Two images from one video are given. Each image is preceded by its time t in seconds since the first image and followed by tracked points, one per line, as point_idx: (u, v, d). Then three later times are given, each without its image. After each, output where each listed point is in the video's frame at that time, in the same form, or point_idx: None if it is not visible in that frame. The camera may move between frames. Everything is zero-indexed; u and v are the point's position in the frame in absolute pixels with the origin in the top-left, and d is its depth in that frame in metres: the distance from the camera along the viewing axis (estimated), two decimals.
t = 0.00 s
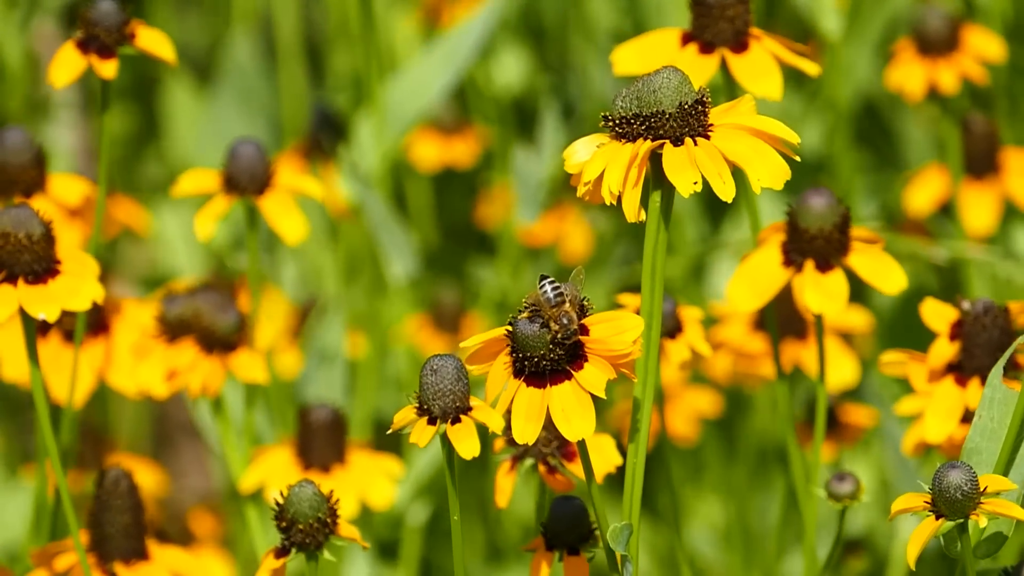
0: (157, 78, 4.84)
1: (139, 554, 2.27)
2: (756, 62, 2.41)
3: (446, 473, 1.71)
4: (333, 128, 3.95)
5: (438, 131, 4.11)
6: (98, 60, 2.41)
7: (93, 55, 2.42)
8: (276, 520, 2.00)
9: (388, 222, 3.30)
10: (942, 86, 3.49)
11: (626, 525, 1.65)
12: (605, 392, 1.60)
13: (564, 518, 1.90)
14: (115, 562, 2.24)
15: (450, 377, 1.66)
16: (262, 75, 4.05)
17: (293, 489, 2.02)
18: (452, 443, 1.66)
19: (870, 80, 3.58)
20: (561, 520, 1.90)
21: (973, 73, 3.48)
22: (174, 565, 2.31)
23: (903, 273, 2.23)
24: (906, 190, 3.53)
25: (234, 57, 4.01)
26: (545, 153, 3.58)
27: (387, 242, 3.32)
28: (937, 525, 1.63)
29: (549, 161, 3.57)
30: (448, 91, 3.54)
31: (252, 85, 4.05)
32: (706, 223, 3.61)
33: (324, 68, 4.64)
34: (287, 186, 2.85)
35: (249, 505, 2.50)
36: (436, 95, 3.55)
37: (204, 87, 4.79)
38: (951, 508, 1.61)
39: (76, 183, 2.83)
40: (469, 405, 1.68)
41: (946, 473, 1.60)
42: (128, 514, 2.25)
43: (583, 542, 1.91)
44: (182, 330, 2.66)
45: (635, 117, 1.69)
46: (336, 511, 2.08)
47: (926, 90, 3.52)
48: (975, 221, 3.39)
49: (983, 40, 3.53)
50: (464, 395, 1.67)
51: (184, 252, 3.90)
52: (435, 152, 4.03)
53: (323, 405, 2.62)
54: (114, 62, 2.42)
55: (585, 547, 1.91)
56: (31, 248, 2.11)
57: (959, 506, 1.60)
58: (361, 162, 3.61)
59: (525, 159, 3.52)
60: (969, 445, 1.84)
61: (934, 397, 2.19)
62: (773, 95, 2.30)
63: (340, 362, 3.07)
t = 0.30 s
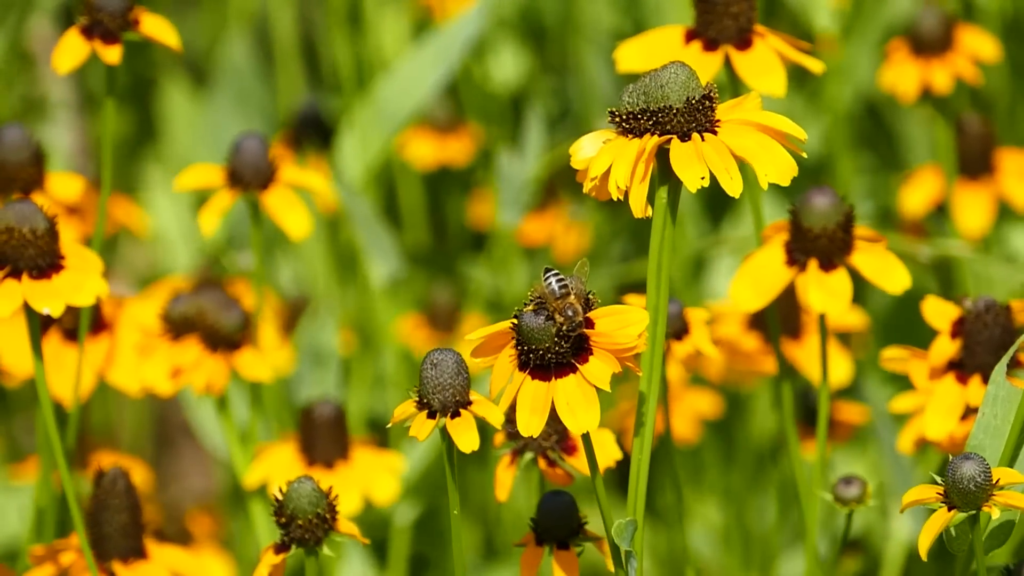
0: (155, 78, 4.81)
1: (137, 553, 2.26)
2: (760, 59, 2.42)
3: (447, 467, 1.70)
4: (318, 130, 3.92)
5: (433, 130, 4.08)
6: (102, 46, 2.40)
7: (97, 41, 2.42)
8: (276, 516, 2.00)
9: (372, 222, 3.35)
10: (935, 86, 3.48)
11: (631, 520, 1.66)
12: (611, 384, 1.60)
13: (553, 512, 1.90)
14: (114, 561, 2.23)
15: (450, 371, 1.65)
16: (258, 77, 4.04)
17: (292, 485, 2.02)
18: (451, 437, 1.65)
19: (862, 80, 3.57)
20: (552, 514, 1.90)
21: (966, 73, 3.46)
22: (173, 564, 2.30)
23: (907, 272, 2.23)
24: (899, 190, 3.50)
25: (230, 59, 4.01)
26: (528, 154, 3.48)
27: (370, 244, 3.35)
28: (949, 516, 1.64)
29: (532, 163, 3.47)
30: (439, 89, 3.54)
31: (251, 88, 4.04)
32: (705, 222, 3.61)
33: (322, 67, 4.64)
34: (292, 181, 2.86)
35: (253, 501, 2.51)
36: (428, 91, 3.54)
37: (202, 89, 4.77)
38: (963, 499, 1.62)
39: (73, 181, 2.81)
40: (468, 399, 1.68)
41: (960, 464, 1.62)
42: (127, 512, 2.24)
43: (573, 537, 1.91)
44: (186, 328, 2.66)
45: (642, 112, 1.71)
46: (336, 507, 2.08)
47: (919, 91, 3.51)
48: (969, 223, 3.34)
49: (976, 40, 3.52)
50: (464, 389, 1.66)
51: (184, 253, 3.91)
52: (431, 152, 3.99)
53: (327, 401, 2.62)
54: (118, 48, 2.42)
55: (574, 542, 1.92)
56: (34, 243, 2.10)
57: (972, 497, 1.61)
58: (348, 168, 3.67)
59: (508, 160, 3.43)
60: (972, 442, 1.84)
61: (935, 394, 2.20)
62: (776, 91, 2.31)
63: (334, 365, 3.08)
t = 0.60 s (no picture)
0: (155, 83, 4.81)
1: (136, 548, 2.25)
2: (762, 55, 2.42)
3: (448, 454, 1.70)
4: (299, 135, 3.90)
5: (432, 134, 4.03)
6: (91, 35, 2.36)
7: (85, 30, 2.38)
8: (276, 513, 2.00)
9: (356, 227, 3.40)
10: (930, 90, 3.47)
11: (634, 518, 1.66)
12: (614, 379, 1.61)
13: (551, 510, 1.90)
14: (113, 556, 2.22)
15: (450, 360, 1.65)
16: (254, 81, 4.04)
17: (291, 482, 2.03)
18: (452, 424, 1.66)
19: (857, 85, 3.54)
20: (552, 511, 1.90)
21: (962, 77, 3.45)
22: (173, 560, 2.27)
23: (906, 272, 2.25)
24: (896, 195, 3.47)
25: (229, 64, 4.01)
26: (508, 155, 3.49)
27: (357, 247, 3.40)
28: (965, 512, 1.64)
29: (512, 165, 3.48)
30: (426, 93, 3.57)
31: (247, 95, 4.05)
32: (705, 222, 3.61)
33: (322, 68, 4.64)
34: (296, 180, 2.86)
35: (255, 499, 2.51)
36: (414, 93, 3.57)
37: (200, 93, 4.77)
38: (979, 496, 1.62)
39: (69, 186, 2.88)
40: (469, 387, 1.68)
41: (977, 460, 1.62)
42: (126, 507, 2.23)
43: (573, 533, 1.91)
44: (190, 328, 2.66)
45: (646, 111, 1.71)
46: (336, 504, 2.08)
47: (914, 95, 3.51)
48: (965, 226, 3.34)
49: (972, 44, 3.51)
50: (463, 377, 1.67)
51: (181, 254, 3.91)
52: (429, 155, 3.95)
53: (330, 400, 2.62)
54: (106, 38, 2.37)
55: (576, 538, 1.92)
56: (39, 240, 2.11)
57: (988, 494, 1.62)
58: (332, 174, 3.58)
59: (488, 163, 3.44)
60: (976, 440, 1.85)
61: (930, 388, 2.19)
62: (775, 86, 2.31)
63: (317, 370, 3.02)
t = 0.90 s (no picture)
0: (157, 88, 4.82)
1: (134, 541, 2.24)
2: (753, 49, 2.42)
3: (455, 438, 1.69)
4: (291, 135, 3.90)
5: (433, 138, 4.03)
6: (70, 28, 2.30)
7: (66, 23, 2.32)
8: (275, 510, 2.00)
9: (347, 231, 3.37)
10: (925, 95, 3.45)
11: (633, 518, 1.66)
12: (614, 377, 1.61)
13: (564, 506, 1.90)
14: (111, 549, 2.21)
15: (459, 346, 1.62)
16: (256, 87, 4.03)
17: (291, 480, 2.03)
18: (460, 412, 1.63)
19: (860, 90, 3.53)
20: (565, 508, 1.90)
21: (957, 81, 3.44)
22: (171, 552, 2.27)
23: (898, 263, 2.26)
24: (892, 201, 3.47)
25: (232, 68, 4.01)
26: (505, 158, 3.49)
27: (347, 252, 3.37)
28: (980, 510, 1.65)
29: (510, 168, 3.49)
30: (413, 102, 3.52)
31: (248, 99, 4.04)
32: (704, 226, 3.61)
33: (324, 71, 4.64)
34: (297, 183, 2.85)
35: (255, 500, 2.54)
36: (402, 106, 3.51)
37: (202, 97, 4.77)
38: (995, 494, 1.62)
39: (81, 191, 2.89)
40: (477, 373, 1.65)
41: (993, 459, 1.62)
42: (124, 500, 2.22)
43: (585, 530, 1.92)
44: (191, 330, 2.67)
45: (649, 111, 1.71)
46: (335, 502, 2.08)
47: (909, 100, 3.48)
48: (962, 231, 3.34)
49: (966, 49, 3.51)
50: (473, 362, 1.64)
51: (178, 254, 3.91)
52: (430, 159, 3.93)
53: (329, 401, 2.62)
54: (86, 30, 2.31)
55: (587, 535, 1.93)
56: (40, 239, 2.10)
57: (1003, 492, 1.61)
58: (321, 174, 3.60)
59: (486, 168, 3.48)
60: (973, 440, 1.85)
61: (924, 383, 2.20)
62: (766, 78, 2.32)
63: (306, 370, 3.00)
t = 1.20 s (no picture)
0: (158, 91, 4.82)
1: (131, 537, 2.24)
2: (738, 41, 2.42)
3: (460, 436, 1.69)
4: (284, 136, 3.91)
5: (433, 143, 4.05)
6: (51, 25, 2.31)
7: (46, 20, 2.33)
8: (274, 512, 2.00)
9: (347, 232, 3.36)
10: (920, 100, 3.44)
11: (632, 521, 1.66)
12: (613, 379, 1.61)
13: (574, 508, 1.91)
14: (108, 546, 2.21)
15: (464, 343, 1.62)
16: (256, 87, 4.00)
17: (289, 482, 2.03)
18: (464, 408, 1.63)
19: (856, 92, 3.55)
20: (573, 508, 1.91)
21: (952, 85, 3.45)
22: (168, 548, 2.27)
23: (884, 251, 2.27)
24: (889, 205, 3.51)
25: (229, 69, 3.99)
26: (495, 162, 3.51)
27: (347, 252, 3.38)
28: (984, 514, 1.65)
29: (498, 170, 3.50)
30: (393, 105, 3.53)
31: (248, 101, 4.02)
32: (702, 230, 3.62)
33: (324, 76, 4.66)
34: (291, 186, 2.85)
35: (247, 504, 2.54)
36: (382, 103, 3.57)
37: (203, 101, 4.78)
38: (999, 497, 1.62)
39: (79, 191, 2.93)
40: (482, 370, 1.65)
41: (997, 461, 1.62)
42: (120, 496, 2.22)
43: (594, 531, 1.91)
44: (184, 337, 2.67)
45: (646, 112, 1.72)
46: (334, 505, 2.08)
47: (906, 105, 3.48)
48: (957, 234, 3.33)
49: (962, 54, 3.53)
50: (477, 360, 1.64)
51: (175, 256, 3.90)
52: (430, 164, 3.95)
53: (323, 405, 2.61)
54: (66, 26, 2.32)
55: (595, 536, 1.92)
56: (38, 243, 2.10)
57: (1007, 496, 1.61)
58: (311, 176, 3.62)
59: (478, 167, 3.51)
60: (971, 441, 1.85)
61: (911, 371, 2.21)
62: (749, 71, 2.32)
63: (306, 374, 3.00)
